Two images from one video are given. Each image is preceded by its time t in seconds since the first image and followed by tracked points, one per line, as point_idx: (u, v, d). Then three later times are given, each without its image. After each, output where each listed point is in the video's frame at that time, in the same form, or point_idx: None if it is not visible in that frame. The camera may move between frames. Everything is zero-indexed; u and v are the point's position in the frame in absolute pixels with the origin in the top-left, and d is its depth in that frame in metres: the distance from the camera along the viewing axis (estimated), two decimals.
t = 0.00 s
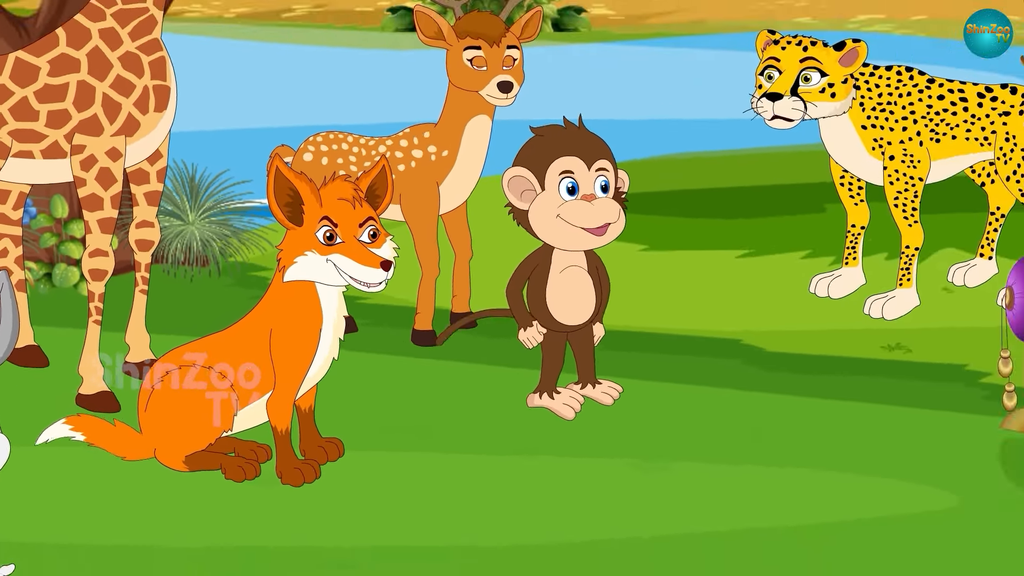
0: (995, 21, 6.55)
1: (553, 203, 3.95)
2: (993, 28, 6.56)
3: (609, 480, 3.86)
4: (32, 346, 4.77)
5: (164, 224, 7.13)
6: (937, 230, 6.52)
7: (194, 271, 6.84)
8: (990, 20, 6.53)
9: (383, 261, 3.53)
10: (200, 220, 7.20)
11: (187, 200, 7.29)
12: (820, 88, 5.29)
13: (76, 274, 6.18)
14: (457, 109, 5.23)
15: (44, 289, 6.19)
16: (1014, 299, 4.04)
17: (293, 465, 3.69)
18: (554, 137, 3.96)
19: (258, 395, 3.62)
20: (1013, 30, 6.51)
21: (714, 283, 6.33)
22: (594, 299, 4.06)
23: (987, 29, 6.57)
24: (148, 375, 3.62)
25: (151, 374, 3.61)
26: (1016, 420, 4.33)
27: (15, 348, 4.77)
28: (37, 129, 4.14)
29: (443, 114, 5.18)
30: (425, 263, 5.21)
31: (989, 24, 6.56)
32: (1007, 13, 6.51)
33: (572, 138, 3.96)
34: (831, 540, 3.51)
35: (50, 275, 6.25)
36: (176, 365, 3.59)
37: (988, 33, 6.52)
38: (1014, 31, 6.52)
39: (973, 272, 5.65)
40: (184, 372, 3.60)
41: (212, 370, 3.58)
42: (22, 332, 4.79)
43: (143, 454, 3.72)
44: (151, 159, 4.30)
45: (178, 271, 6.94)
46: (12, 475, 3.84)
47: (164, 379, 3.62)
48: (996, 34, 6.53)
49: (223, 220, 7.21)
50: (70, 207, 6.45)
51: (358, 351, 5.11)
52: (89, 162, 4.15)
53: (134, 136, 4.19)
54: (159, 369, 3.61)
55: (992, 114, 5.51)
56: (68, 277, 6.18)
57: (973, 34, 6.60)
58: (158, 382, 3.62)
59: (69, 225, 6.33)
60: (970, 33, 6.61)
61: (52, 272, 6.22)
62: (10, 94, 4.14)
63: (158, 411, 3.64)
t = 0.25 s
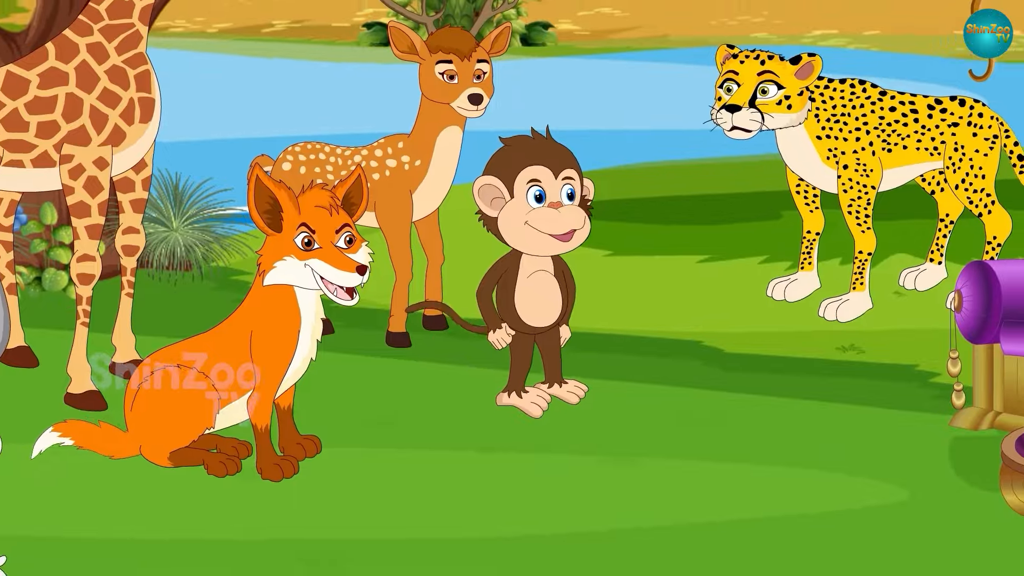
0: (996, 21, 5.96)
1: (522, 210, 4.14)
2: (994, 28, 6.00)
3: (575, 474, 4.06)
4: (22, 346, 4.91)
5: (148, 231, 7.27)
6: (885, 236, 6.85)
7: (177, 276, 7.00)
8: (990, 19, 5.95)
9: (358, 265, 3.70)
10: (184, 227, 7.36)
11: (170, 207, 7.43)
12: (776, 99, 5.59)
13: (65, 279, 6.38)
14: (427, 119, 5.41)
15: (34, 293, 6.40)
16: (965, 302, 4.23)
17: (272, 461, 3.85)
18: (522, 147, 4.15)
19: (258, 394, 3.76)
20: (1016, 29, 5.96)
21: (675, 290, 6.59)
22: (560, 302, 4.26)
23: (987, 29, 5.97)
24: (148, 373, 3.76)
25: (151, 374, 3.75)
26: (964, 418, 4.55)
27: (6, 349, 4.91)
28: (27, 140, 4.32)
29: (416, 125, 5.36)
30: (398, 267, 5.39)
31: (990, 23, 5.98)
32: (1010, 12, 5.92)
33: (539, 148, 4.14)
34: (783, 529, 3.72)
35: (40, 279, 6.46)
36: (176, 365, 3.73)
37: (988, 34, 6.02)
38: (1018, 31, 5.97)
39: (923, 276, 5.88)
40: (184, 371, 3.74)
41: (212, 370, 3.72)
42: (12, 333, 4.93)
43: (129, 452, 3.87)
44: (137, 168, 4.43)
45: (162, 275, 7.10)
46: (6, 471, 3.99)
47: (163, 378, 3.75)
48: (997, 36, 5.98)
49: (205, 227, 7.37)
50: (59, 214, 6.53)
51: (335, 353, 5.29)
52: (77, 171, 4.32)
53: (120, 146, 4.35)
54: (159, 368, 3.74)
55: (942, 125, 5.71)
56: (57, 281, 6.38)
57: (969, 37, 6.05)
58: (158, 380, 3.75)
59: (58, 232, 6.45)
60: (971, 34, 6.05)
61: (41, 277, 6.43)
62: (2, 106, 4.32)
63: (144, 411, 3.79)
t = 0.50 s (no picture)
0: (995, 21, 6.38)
1: (493, 217, 4.33)
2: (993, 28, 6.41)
3: (541, 470, 4.24)
4: (13, 347, 5.07)
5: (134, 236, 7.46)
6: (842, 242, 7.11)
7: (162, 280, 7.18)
8: (990, 19, 6.37)
9: (335, 270, 3.86)
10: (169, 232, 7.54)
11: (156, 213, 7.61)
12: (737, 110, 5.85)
13: (56, 282, 6.58)
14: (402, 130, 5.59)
15: (25, 296, 6.61)
16: (917, 303, 4.07)
17: (253, 457, 4.02)
18: (493, 156, 4.34)
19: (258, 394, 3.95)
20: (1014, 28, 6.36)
21: (636, 293, 6.83)
22: (529, 305, 4.46)
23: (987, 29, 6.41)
24: (149, 373, 3.90)
25: (151, 373, 3.89)
26: (918, 417, 4.76)
27: None
28: (18, 149, 4.58)
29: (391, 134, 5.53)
30: (374, 271, 5.58)
31: (989, 24, 6.40)
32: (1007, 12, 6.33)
33: (509, 158, 4.34)
34: (739, 520, 3.91)
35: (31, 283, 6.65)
36: (177, 365, 3.88)
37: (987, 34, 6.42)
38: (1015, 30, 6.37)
39: (877, 280, 6.13)
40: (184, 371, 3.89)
41: (212, 371, 3.89)
42: (3, 334, 5.09)
43: (115, 450, 4.02)
44: (123, 176, 4.71)
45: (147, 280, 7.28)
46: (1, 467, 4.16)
47: (163, 377, 3.90)
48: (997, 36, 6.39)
49: (189, 232, 7.54)
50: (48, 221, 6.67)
51: (314, 353, 5.47)
52: (66, 179, 4.58)
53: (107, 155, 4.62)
54: (159, 368, 3.89)
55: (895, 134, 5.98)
56: (47, 284, 6.58)
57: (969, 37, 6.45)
58: (158, 380, 3.90)
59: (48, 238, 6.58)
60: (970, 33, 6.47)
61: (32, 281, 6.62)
62: None
63: (130, 409, 3.96)
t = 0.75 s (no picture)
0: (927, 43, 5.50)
1: (466, 223, 4.51)
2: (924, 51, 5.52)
3: (512, 465, 4.44)
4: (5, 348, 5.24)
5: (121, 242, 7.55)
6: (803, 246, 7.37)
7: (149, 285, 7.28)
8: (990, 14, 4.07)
9: (315, 274, 4.01)
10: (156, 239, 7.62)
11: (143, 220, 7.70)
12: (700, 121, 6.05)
13: (46, 285, 6.50)
14: (379, 140, 5.78)
15: (19, 299, 6.63)
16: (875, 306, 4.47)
17: (236, 453, 4.19)
18: (466, 165, 4.52)
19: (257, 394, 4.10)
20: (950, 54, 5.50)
21: (603, 296, 7.05)
22: (501, 307, 4.65)
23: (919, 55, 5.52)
24: (149, 373, 4.06)
25: (152, 373, 4.06)
26: (874, 415, 4.97)
27: None
28: (11, 158, 4.84)
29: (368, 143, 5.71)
30: (352, 275, 5.75)
31: (988, 21, 4.09)
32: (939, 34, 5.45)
33: (482, 166, 4.52)
34: (699, 512, 4.11)
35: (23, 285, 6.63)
36: (177, 365, 4.05)
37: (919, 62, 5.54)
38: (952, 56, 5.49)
39: (836, 284, 6.39)
40: (184, 370, 4.06)
41: (211, 371, 4.06)
42: None
43: (103, 445, 4.20)
44: (111, 183, 4.97)
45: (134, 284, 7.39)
46: None
47: (163, 377, 4.07)
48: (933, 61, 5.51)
49: (176, 238, 7.63)
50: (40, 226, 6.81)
51: (294, 354, 5.65)
52: (56, 187, 4.84)
53: (96, 164, 4.88)
54: (159, 368, 4.05)
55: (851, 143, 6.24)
56: (38, 288, 6.51)
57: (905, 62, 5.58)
58: (158, 379, 4.07)
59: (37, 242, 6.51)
60: (965, 33, 4.18)
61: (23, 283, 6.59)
62: None
63: (117, 406, 4.13)
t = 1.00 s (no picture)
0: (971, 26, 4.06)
1: (441, 228, 4.70)
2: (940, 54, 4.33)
3: (486, 460, 4.63)
4: None
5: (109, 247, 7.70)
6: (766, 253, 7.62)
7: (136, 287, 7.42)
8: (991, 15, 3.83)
9: (296, 277, 4.19)
10: (142, 243, 7.77)
11: (129, 226, 7.86)
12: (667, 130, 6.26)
13: (36, 288, 6.87)
14: (357, 149, 5.94)
15: (9, 301, 6.93)
16: (834, 309, 4.77)
17: (220, 450, 4.37)
18: (441, 173, 4.70)
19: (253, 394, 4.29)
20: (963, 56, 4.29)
21: (575, 299, 7.25)
22: (476, 309, 4.83)
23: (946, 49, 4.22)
24: (149, 373, 4.22)
25: (152, 373, 4.22)
26: (833, 413, 5.18)
27: None
28: (3, 166, 4.99)
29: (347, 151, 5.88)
30: (331, 278, 5.92)
31: (987, 21, 3.85)
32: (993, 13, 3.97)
33: (456, 174, 4.70)
34: (663, 505, 4.32)
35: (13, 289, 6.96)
36: (177, 365, 4.21)
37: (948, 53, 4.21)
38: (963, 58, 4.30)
39: (797, 286, 6.66)
40: (183, 370, 4.22)
41: (211, 371, 4.22)
42: None
43: (91, 441, 4.36)
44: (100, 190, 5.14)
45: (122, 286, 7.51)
46: None
47: (163, 377, 4.23)
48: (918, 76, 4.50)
49: (162, 244, 7.79)
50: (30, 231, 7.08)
51: (274, 355, 5.82)
52: (46, 195, 5.00)
53: (85, 172, 5.04)
54: (160, 368, 4.21)
55: (812, 152, 6.49)
56: (29, 291, 6.87)
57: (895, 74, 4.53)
58: (158, 379, 4.23)
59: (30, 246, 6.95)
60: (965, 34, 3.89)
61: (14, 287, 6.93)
62: None
63: (106, 403, 4.29)
